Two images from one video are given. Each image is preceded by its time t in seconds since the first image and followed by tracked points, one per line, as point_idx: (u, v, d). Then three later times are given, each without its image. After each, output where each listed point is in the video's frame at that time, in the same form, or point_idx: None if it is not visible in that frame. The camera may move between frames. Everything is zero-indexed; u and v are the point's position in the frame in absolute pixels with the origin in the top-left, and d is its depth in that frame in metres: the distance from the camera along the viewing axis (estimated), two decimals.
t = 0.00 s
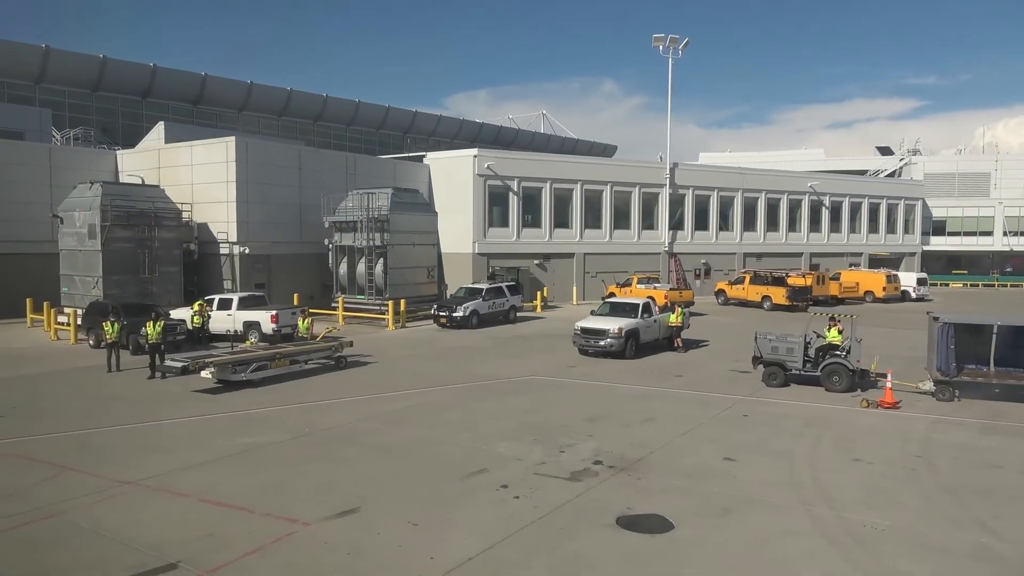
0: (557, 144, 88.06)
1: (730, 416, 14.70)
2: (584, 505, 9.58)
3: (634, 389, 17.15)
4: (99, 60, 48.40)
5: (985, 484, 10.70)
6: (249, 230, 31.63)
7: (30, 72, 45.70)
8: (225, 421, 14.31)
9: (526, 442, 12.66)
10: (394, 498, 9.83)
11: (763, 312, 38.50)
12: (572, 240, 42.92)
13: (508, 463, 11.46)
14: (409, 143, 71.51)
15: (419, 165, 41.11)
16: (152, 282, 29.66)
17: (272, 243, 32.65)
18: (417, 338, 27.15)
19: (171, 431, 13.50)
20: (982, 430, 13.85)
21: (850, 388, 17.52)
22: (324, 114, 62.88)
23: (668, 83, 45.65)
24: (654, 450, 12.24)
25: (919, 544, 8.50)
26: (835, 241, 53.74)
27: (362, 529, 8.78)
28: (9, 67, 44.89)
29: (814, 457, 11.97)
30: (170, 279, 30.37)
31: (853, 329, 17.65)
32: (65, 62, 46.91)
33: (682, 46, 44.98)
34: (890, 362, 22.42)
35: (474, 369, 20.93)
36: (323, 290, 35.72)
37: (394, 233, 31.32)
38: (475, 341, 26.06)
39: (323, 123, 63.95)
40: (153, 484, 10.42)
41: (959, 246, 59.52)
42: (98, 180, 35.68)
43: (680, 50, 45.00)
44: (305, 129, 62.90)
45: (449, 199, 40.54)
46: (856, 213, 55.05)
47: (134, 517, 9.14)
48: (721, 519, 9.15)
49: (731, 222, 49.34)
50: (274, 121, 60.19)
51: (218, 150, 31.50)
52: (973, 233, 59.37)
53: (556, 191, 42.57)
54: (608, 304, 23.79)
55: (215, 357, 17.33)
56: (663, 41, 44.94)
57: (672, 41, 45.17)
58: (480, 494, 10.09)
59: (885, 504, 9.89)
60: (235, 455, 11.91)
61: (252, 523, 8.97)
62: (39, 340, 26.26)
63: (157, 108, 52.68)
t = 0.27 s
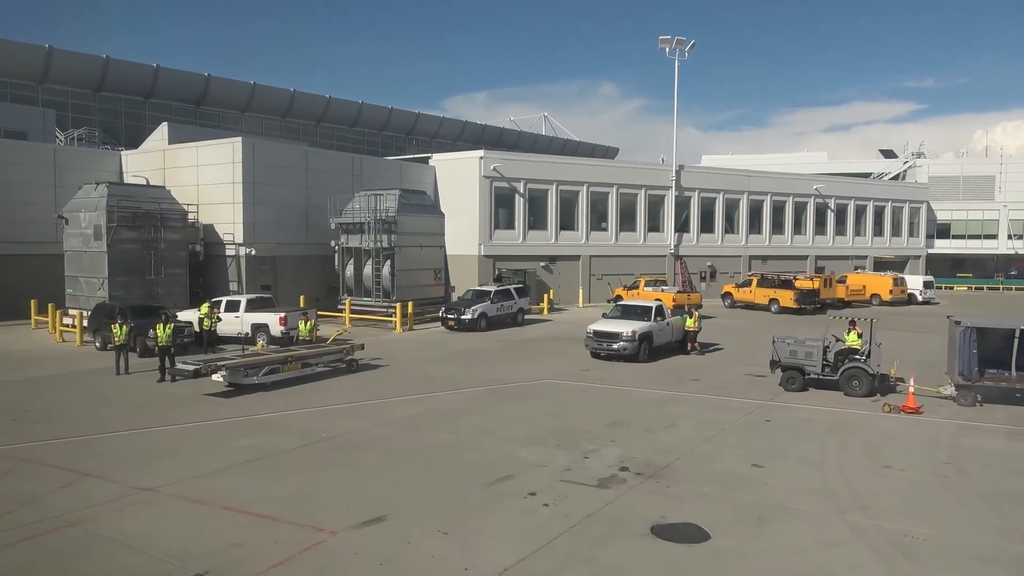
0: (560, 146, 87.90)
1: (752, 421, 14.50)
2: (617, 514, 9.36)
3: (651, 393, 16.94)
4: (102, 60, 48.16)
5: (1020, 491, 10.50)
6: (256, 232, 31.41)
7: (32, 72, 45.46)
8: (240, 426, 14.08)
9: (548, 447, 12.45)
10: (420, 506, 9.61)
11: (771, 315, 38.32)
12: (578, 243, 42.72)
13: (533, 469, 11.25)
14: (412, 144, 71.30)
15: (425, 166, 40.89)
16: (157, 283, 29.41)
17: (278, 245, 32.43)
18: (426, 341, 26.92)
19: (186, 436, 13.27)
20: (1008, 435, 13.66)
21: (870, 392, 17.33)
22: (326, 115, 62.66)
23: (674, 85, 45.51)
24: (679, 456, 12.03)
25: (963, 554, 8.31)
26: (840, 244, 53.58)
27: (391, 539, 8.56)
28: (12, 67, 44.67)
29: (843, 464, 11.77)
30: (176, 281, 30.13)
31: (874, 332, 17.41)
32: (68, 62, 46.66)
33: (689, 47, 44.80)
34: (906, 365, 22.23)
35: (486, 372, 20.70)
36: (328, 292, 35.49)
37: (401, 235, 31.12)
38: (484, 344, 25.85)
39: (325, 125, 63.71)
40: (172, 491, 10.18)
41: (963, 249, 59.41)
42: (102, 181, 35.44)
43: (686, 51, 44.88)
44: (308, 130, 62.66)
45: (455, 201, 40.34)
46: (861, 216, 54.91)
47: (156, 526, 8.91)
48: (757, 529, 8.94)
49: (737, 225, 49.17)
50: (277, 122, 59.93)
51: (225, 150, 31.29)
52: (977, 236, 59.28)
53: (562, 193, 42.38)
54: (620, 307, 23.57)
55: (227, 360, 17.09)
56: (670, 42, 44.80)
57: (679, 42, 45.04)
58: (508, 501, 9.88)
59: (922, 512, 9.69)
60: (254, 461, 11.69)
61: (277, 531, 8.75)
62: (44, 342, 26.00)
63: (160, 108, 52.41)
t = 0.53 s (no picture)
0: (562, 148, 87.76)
1: (776, 426, 14.27)
2: (650, 523, 9.13)
3: (670, 397, 16.72)
4: (106, 61, 47.97)
5: None
6: (262, 233, 31.19)
7: (36, 73, 45.26)
8: (256, 430, 13.85)
9: (571, 453, 12.22)
10: (448, 514, 9.38)
11: (780, 317, 38.10)
12: (585, 244, 42.51)
13: (559, 476, 11.03)
14: (415, 146, 71.11)
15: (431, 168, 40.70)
16: (164, 286, 29.18)
17: (285, 247, 32.22)
18: (436, 343, 26.70)
19: (202, 441, 13.05)
20: None
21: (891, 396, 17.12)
22: (330, 117, 62.46)
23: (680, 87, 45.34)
24: (706, 463, 11.80)
25: (1010, 564, 8.09)
26: (846, 246, 53.40)
27: (422, 548, 8.34)
28: (16, 69, 44.47)
29: (873, 470, 11.55)
30: (182, 283, 29.90)
31: (894, 336, 17.18)
32: (72, 63, 46.46)
33: (695, 48, 44.65)
34: (922, 368, 22.01)
35: (499, 376, 20.47)
36: (335, 294, 35.26)
37: (409, 237, 30.94)
38: (495, 347, 25.62)
39: (329, 127, 63.51)
40: (193, 499, 9.95)
41: (969, 251, 59.21)
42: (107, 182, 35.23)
43: (692, 53, 44.75)
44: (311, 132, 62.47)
45: (461, 203, 40.15)
46: (867, 218, 54.74)
47: (179, 535, 8.69)
48: (796, 538, 8.72)
49: (743, 227, 48.98)
50: (280, 124, 59.73)
51: (231, 151, 31.10)
52: (983, 238, 59.10)
53: (568, 195, 42.19)
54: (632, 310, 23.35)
55: (239, 364, 16.85)
56: (676, 44, 44.66)
57: (685, 44, 44.90)
58: (537, 508, 9.65)
59: (961, 520, 9.47)
60: (273, 467, 11.46)
61: (304, 540, 8.53)
62: (51, 345, 25.77)
63: (164, 110, 52.20)
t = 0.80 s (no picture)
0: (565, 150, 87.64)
1: (798, 430, 14.11)
2: (683, 530, 8.97)
3: (688, 401, 16.54)
4: (110, 63, 47.81)
5: None
6: (270, 235, 31.04)
7: (40, 75, 45.09)
8: (273, 435, 13.67)
9: (595, 458, 12.05)
10: (476, 522, 9.20)
11: (788, 319, 37.93)
12: (591, 246, 42.34)
13: (585, 482, 10.85)
14: (418, 148, 70.93)
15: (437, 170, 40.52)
16: (171, 288, 29.01)
17: (292, 249, 32.05)
18: (445, 346, 26.52)
19: (219, 446, 12.85)
20: None
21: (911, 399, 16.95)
22: (333, 119, 62.30)
23: (686, 88, 45.21)
24: (732, 468, 11.63)
25: None
26: (852, 248, 53.25)
27: (453, 557, 8.16)
28: (20, 71, 44.32)
29: (903, 475, 11.38)
30: (189, 285, 29.72)
31: (914, 338, 16.96)
32: (76, 65, 46.29)
33: (701, 49, 44.50)
34: (937, 370, 21.84)
35: (512, 378, 20.29)
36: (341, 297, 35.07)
37: (417, 239, 30.79)
38: (505, 350, 25.44)
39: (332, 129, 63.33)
40: (215, 506, 9.78)
41: (975, 253, 59.03)
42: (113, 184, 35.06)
43: (698, 54, 44.61)
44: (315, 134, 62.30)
45: (468, 204, 40.00)
46: (872, 219, 54.60)
47: (205, 544, 8.51)
48: (833, 545, 8.56)
49: (749, 228, 48.83)
50: (283, 126, 59.56)
51: (238, 153, 30.97)
52: (988, 239, 58.94)
53: (574, 197, 42.05)
54: (645, 313, 23.19)
55: (252, 367, 16.64)
56: (682, 45, 44.52)
57: (691, 45, 44.75)
58: (566, 516, 9.48)
59: (997, 527, 9.31)
60: (294, 472, 11.27)
61: (333, 550, 8.36)
62: (58, 348, 25.59)
63: (167, 112, 52.00)
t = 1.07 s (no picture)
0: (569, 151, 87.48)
1: (823, 434, 13.90)
2: (721, 538, 8.75)
3: (709, 405, 16.31)
4: (114, 64, 47.58)
5: None
6: (277, 237, 30.83)
7: (43, 76, 44.87)
8: (290, 440, 13.44)
9: (621, 464, 11.82)
10: (508, 530, 8.97)
11: (797, 321, 37.71)
12: (598, 247, 42.12)
13: (614, 488, 10.63)
14: (421, 149, 70.72)
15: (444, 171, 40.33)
16: (178, 290, 28.78)
17: (300, 250, 31.84)
18: (456, 348, 26.30)
19: (236, 451, 12.62)
20: None
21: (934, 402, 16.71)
22: (337, 120, 62.05)
23: (693, 89, 45.03)
24: (762, 474, 11.41)
25: None
26: (858, 249, 53.05)
27: (488, 567, 7.94)
28: (24, 71, 44.11)
29: (936, 481, 11.16)
30: (196, 287, 29.49)
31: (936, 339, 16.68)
32: (80, 66, 46.06)
33: (708, 50, 44.33)
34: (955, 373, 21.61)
35: (527, 381, 20.06)
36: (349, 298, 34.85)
37: (426, 240, 30.62)
38: (517, 353, 25.21)
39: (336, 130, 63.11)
40: (239, 513, 9.54)
41: (981, 254, 58.85)
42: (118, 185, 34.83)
43: (705, 55, 44.45)
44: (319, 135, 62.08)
45: (475, 206, 39.79)
46: (879, 220, 54.40)
47: (231, 553, 8.28)
48: (876, 555, 8.33)
49: (756, 230, 48.63)
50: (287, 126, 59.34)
51: (246, 154, 30.77)
52: (994, 240, 58.75)
53: (582, 198, 41.83)
54: (658, 315, 22.98)
55: (266, 371, 16.40)
56: (689, 46, 44.36)
57: (698, 45, 44.58)
58: (599, 524, 9.26)
59: None
60: (315, 479, 11.04)
61: (363, 559, 8.14)
62: (65, 350, 25.36)
63: (171, 113, 51.77)
